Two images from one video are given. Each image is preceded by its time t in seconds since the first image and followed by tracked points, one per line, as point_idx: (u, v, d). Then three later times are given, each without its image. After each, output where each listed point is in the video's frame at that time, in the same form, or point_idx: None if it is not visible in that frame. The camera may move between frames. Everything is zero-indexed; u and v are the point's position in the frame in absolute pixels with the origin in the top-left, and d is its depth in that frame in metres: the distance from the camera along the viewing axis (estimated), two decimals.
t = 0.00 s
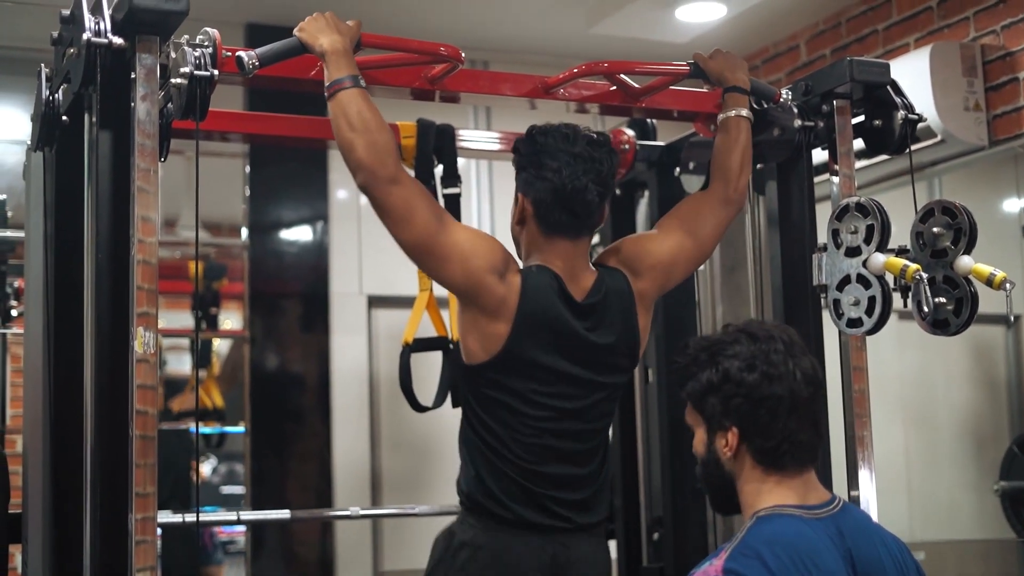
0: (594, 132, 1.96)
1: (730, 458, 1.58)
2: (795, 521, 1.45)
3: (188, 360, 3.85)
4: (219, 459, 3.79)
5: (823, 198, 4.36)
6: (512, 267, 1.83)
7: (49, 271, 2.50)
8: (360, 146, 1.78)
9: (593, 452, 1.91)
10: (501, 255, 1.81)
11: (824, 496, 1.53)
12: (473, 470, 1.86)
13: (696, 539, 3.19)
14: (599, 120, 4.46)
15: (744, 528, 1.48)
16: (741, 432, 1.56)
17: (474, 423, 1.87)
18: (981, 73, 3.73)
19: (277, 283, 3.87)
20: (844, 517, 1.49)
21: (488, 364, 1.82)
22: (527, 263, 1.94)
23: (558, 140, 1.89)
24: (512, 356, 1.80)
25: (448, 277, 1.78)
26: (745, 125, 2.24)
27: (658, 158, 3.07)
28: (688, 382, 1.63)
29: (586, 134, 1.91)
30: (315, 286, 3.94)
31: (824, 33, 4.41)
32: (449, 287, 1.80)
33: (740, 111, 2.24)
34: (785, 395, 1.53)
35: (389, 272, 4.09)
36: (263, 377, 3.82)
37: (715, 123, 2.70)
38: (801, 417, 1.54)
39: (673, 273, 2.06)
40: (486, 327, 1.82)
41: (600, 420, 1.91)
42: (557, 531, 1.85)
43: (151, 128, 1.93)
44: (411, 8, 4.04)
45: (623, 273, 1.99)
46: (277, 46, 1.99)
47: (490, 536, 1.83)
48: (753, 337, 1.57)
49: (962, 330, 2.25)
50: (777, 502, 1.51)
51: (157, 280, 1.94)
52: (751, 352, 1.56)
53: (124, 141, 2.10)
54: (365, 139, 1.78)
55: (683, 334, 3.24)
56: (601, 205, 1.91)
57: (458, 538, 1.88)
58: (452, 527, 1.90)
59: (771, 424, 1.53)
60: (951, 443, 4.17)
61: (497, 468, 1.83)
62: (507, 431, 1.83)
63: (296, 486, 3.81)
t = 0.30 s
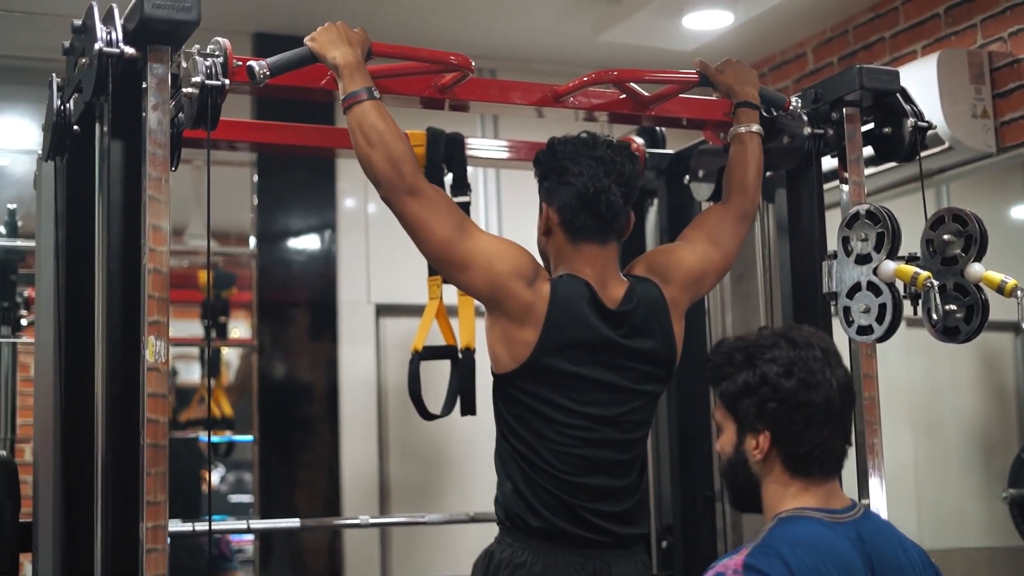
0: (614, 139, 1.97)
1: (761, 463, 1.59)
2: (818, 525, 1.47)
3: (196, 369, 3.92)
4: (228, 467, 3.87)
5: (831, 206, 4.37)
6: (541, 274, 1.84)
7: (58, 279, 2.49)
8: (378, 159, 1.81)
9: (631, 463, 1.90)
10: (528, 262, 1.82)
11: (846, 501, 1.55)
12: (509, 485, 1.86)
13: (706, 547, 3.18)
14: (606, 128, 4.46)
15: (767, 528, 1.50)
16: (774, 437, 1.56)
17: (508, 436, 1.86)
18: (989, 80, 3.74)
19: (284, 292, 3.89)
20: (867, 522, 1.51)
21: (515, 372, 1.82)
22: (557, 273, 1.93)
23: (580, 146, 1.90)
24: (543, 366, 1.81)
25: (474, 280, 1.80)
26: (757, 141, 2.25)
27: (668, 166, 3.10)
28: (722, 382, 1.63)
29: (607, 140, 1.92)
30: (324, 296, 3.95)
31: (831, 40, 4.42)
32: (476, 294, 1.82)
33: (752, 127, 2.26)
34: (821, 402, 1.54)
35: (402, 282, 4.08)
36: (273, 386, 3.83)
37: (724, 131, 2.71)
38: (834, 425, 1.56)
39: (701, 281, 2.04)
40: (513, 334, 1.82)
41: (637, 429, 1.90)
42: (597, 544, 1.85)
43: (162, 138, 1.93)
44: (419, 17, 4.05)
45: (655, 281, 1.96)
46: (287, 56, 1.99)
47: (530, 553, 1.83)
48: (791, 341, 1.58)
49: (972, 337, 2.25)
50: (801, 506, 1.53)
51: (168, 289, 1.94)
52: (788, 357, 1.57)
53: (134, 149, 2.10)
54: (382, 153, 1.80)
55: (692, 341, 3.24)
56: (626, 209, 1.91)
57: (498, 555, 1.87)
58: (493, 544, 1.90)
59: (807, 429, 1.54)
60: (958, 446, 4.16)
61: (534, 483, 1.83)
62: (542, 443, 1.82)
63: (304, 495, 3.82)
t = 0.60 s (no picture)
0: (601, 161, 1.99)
1: (807, 464, 1.62)
2: (857, 533, 1.51)
3: (203, 375, 3.89)
4: (234, 473, 3.79)
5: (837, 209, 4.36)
6: (541, 294, 1.83)
7: (66, 284, 2.50)
8: (387, 173, 1.82)
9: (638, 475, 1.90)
10: (529, 281, 1.81)
11: (889, 511, 1.58)
12: (519, 502, 1.86)
13: (712, 551, 3.19)
14: (612, 132, 4.47)
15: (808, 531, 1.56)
16: (822, 436, 1.60)
17: (513, 454, 1.86)
18: (995, 84, 3.73)
19: (291, 298, 3.89)
20: (907, 535, 1.54)
21: (513, 390, 1.82)
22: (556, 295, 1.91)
23: (568, 166, 1.92)
24: (543, 384, 1.80)
25: (475, 297, 1.80)
26: (755, 146, 2.22)
27: (672, 170, 3.08)
28: (763, 387, 1.66)
29: (594, 159, 1.94)
30: (329, 301, 3.96)
31: (836, 44, 4.42)
32: (478, 312, 1.82)
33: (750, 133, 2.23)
34: (866, 399, 1.58)
35: (403, 284, 4.10)
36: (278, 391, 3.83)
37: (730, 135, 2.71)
38: (880, 424, 1.60)
39: (699, 293, 2.02)
40: (512, 352, 1.82)
41: (641, 441, 1.89)
42: (608, 557, 1.86)
43: (168, 143, 1.93)
44: (425, 22, 4.06)
45: (654, 299, 1.94)
46: (293, 61, 1.98)
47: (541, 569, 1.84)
48: (835, 343, 1.63)
49: (978, 341, 2.25)
50: (845, 510, 1.57)
51: (175, 295, 1.95)
52: (831, 357, 1.61)
53: (141, 154, 2.11)
54: (391, 166, 1.82)
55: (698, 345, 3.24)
56: (618, 225, 1.92)
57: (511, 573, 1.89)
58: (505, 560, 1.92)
59: (854, 426, 1.58)
60: (966, 446, 4.18)
61: (543, 499, 1.83)
62: (545, 459, 1.82)
63: (311, 500, 3.83)
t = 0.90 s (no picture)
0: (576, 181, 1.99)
1: (806, 465, 1.61)
2: (857, 529, 1.51)
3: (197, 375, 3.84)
4: (228, 473, 3.80)
5: (832, 210, 4.37)
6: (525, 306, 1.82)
7: (60, 284, 2.49)
8: (386, 176, 1.80)
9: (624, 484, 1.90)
10: (516, 293, 1.81)
11: (890, 510, 1.58)
12: (507, 513, 1.86)
13: (707, 551, 3.19)
14: (606, 133, 4.47)
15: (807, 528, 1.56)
16: (818, 434, 1.59)
17: (498, 465, 1.87)
18: (989, 84, 3.73)
19: (286, 298, 3.89)
20: (908, 535, 1.54)
21: (497, 401, 1.82)
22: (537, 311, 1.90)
23: (544, 185, 1.93)
24: (525, 395, 1.80)
25: (463, 306, 1.80)
26: (743, 148, 2.21)
27: (667, 170, 3.08)
28: (754, 395, 1.68)
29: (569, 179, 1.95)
30: (324, 301, 3.96)
31: (831, 45, 4.43)
32: (464, 321, 1.82)
33: (740, 135, 2.21)
34: (855, 392, 1.59)
35: (400, 285, 4.09)
36: (272, 392, 3.82)
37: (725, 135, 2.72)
38: (875, 418, 1.60)
39: (680, 302, 2.02)
40: (497, 363, 1.82)
41: (626, 451, 1.89)
42: (597, 567, 1.86)
43: (162, 143, 1.93)
44: (420, 23, 4.05)
45: (633, 310, 1.93)
46: (288, 61, 1.98)
47: None
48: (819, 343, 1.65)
49: (971, 341, 2.24)
50: (845, 509, 1.56)
51: (169, 295, 1.94)
52: (817, 356, 1.63)
53: (135, 154, 2.10)
54: (388, 171, 1.80)
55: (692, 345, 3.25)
56: (594, 241, 1.92)
57: None
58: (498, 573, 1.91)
59: (850, 419, 1.58)
60: (960, 444, 4.20)
61: (529, 509, 1.84)
62: (530, 470, 1.82)
63: (305, 501, 3.83)
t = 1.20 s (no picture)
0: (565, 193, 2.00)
1: (810, 467, 1.59)
2: (855, 531, 1.51)
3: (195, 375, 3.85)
4: (225, 474, 3.79)
5: (829, 212, 4.37)
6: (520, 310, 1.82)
7: (58, 283, 2.49)
8: (386, 178, 1.82)
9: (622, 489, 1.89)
10: (513, 297, 1.81)
11: (887, 511, 1.58)
12: (505, 517, 1.86)
13: (705, 553, 3.20)
14: (605, 134, 4.48)
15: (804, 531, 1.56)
16: (830, 447, 1.56)
17: (494, 470, 1.86)
18: (987, 88, 3.74)
19: (284, 298, 3.89)
20: (905, 534, 1.54)
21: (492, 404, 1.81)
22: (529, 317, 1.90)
23: (535, 195, 1.93)
24: (519, 399, 1.80)
25: (460, 308, 1.80)
26: (739, 150, 2.20)
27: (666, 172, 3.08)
28: (789, 379, 1.61)
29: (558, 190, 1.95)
30: (322, 302, 3.96)
31: (829, 48, 4.43)
32: (460, 324, 1.82)
33: (736, 137, 2.21)
34: (886, 430, 1.54)
35: (397, 286, 4.09)
36: (270, 392, 3.82)
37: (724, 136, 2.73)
38: (888, 454, 1.56)
39: (673, 304, 2.02)
40: (491, 365, 1.81)
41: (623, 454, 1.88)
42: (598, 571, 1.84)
43: (162, 142, 1.93)
44: (420, 24, 4.06)
45: (626, 314, 1.92)
46: (289, 61, 1.98)
47: None
48: (872, 359, 1.56)
49: (971, 344, 2.25)
50: (841, 512, 1.55)
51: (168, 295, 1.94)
52: (866, 375, 1.54)
53: (134, 155, 2.10)
54: (388, 173, 1.82)
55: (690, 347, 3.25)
56: (587, 250, 1.92)
57: None
58: None
59: (874, 443, 1.54)
60: (958, 444, 4.21)
61: (526, 513, 1.83)
62: (526, 474, 1.82)
63: (302, 501, 3.82)
